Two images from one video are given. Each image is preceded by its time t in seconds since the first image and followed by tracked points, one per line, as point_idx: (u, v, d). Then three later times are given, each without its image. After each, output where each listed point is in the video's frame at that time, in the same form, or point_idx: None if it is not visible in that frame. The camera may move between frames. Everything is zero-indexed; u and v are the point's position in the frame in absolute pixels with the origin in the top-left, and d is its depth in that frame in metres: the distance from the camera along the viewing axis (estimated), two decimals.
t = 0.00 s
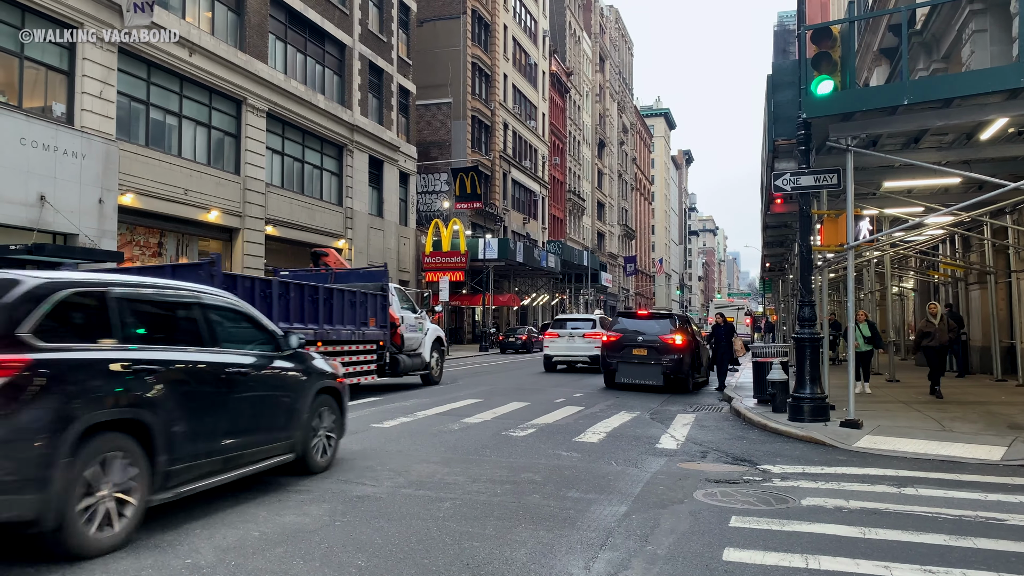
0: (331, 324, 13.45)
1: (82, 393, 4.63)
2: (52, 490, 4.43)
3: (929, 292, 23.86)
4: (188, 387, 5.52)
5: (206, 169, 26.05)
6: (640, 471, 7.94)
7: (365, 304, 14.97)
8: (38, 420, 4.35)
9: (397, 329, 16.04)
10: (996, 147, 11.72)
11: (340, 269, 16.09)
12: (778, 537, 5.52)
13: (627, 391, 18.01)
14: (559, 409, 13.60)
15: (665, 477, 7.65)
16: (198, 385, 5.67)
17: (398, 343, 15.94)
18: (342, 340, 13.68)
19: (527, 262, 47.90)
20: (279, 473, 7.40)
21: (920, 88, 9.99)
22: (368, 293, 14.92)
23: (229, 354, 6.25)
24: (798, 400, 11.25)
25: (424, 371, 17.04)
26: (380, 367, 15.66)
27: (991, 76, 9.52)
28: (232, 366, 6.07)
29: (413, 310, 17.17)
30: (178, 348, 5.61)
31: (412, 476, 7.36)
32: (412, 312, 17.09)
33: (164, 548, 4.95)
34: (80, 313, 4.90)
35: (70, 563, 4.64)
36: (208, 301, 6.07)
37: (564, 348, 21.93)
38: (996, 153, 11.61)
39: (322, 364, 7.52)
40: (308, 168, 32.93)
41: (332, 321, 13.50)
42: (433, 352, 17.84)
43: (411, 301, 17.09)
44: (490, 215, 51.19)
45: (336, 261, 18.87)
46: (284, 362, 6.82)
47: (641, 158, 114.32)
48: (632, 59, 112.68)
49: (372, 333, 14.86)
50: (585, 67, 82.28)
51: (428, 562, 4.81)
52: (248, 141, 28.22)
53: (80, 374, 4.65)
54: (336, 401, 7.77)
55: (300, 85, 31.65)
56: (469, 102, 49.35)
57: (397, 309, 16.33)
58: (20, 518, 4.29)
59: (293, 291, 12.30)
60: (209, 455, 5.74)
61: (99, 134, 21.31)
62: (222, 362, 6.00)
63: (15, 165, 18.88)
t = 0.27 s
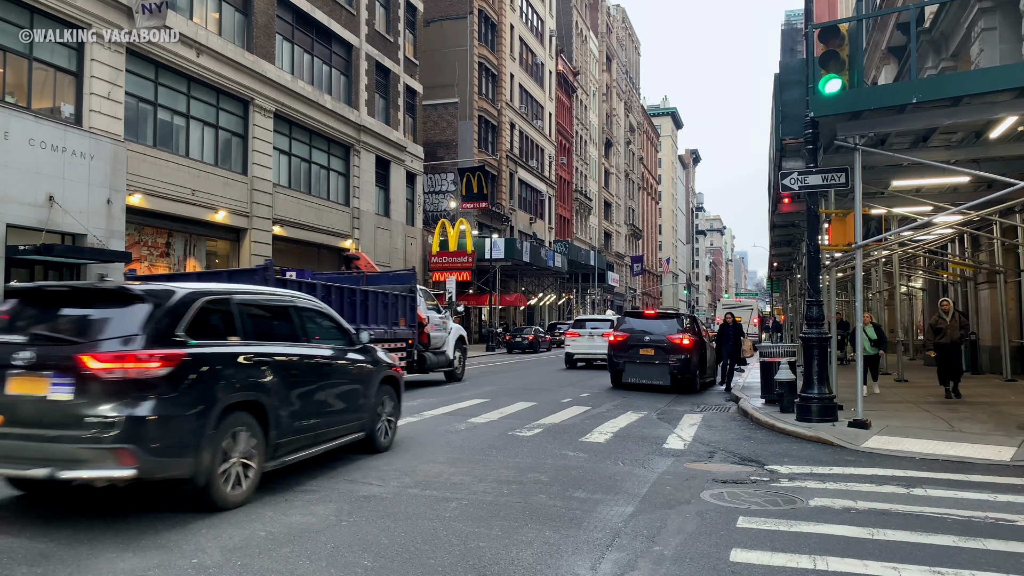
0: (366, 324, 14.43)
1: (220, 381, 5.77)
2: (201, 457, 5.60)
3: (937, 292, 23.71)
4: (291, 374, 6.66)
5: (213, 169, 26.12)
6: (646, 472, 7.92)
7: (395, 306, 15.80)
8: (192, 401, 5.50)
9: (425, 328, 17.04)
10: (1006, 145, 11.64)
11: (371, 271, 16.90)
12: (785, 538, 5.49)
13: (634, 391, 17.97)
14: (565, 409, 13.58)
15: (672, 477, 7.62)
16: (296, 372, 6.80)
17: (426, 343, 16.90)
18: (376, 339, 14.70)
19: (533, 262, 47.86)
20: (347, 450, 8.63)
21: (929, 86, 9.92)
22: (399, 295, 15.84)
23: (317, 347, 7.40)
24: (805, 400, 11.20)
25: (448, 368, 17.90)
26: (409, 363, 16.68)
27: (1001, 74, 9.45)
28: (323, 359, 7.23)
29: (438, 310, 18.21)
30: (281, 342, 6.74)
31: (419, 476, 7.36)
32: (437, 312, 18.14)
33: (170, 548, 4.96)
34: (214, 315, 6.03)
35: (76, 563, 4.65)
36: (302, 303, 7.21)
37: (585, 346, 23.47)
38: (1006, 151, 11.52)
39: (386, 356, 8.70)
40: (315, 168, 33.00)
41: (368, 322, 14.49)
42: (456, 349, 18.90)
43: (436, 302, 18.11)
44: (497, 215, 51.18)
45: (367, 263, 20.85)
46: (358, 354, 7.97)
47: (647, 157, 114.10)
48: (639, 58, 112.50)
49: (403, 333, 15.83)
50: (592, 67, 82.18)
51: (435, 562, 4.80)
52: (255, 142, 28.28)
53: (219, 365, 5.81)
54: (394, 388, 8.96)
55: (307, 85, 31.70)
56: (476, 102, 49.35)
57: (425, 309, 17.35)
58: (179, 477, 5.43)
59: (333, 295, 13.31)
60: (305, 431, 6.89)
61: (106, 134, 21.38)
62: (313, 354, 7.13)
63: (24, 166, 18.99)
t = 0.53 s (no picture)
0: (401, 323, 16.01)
1: (319, 371, 7.00)
2: (306, 434, 6.85)
3: (954, 292, 23.47)
4: (370, 366, 7.86)
5: (227, 170, 26.27)
6: (659, 471, 7.89)
7: (429, 307, 17.57)
8: (299, 388, 6.74)
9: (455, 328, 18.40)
10: (1023, 143, 11.52)
11: (405, 275, 18.63)
12: (799, 538, 5.46)
13: (647, 391, 17.93)
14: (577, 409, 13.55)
15: (685, 477, 7.60)
16: (371, 365, 8.01)
17: (456, 341, 18.25)
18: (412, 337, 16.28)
19: (545, 262, 47.81)
20: (405, 436, 9.82)
21: (944, 84, 9.85)
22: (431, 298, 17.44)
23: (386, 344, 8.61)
24: (819, 400, 11.12)
25: (477, 366, 19.19)
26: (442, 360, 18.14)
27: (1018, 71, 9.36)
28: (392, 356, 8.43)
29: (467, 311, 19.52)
30: (361, 339, 7.97)
31: (431, 476, 7.37)
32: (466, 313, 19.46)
33: (184, 546, 4.99)
34: (311, 317, 7.25)
35: (92, 561, 4.69)
36: (375, 306, 8.43)
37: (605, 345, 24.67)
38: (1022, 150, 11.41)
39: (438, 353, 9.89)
40: (328, 169, 33.13)
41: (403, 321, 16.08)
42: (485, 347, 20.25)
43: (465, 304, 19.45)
44: (509, 215, 51.18)
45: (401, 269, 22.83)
46: (420, 349, 9.20)
47: (660, 157, 113.75)
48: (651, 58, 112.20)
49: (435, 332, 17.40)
50: (604, 66, 82.05)
51: (446, 561, 4.81)
52: (268, 142, 28.43)
53: (319, 360, 7.06)
54: (445, 380, 10.14)
55: (320, 86, 31.83)
56: (488, 103, 49.39)
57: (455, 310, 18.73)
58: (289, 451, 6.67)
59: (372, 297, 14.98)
60: (379, 415, 8.11)
61: (121, 136, 21.54)
62: (382, 350, 8.33)
63: (40, 167, 19.18)
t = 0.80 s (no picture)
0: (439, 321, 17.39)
1: (391, 362, 8.22)
2: (381, 416, 8.05)
3: (975, 292, 23.16)
4: (429, 359, 9.02)
5: (245, 171, 26.48)
6: (676, 472, 7.86)
7: (464, 307, 19.03)
8: (374, 376, 7.93)
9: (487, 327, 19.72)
10: None
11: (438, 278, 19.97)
12: (818, 539, 5.42)
13: (664, 391, 17.86)
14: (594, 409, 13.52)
15: (702, 478, 7.57)
16: (429, 358, 9.17)
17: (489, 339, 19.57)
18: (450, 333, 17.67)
19: (561, 262, 47.76)
20: (454, 425, 10.96)
21: (966, 81, 9.73)
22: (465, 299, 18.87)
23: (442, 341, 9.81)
24: (838, 401, 11.01)
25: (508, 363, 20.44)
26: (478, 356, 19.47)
27: None
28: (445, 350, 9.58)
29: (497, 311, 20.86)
30: (421, 336, 9.17)
31: (448, 475, 7.39)
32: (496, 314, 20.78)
33: (204, 543, 5.04)
34: (381, 316, 8.43)
35: (115, 557, 4.75)
36: (432, 307, 9.62)
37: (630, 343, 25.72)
38: None
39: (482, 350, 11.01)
40: (344, 170, 33.28)
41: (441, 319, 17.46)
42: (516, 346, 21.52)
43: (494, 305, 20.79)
44: (524, 215, 51.17)
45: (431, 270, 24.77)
46: (471, 346, 10.38)
47: (677, 156, 113.22)
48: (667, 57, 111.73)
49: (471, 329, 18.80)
50: (620, 66, 81.81)
51: (463, 560, 4.82)
52: (286, 144, 28.60)
53: (389, 352, 8.26)
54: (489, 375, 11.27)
55: (337, 87, 31.99)
56: (504, 103, 49.42)
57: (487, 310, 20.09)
58: (366, 429, 7.86)
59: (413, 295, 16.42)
60: (436, 403, 9.26)
61: (141, 137, 21.75)
62: (438, 345, 9.49)
63: (61, 169, 19.42)
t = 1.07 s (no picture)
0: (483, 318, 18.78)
1: (461, 358, 9.48)
2: (453, 407, 9.34)
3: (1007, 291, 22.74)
4: (490, 356, 10.25)
5: (270, 173, 26.74)
6: (701, 472, 7.81)
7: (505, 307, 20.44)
8: (446, 371, 9.21)
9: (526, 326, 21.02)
10: None
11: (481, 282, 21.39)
12: (846, 541, 5.35)
13: (688, 391, 17.75)
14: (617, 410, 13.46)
15: (727, 479, 7.50)
16: (491, 355, 10.40)
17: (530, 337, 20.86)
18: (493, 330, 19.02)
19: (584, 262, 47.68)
20: (510, 415, 12.18)
21: (997, 76, 9.52)
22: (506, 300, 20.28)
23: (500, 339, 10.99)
24: (865, 401, 10.87)
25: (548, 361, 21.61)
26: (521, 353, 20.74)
27: None
28: (503, 348, 10.80)
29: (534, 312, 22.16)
30: (483, 335, 10.36)
31: (471, 474, 7.40)
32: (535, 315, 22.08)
33: (231, 541, 5.09)
34: (450, 320, 9.71)
35: (144, 554, 4.81)
36: (490, 310, 10.84)
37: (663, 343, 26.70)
38: None
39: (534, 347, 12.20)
40: (367, 171, 33.49)
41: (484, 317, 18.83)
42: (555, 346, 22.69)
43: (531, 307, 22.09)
44: (546, 215, 51.13)
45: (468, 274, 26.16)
46: (526, 343, 11.54)
47: (700, 155, 112.44)
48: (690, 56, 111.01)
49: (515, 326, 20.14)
50: (643, 65, 81.43)
51: (488, 560, 4.82)
52: (310, 145, 28.83)
53: (458, 351, 9.53)
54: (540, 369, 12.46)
55: (360, 88, 32.19)
56: (526, 103, 49.42)
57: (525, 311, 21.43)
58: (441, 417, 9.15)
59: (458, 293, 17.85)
60: (497, 395, 10.50)
61: (168, 140, 22.04)
62: (497, 344, 10.71)
63: (90, 171, 19.74)
